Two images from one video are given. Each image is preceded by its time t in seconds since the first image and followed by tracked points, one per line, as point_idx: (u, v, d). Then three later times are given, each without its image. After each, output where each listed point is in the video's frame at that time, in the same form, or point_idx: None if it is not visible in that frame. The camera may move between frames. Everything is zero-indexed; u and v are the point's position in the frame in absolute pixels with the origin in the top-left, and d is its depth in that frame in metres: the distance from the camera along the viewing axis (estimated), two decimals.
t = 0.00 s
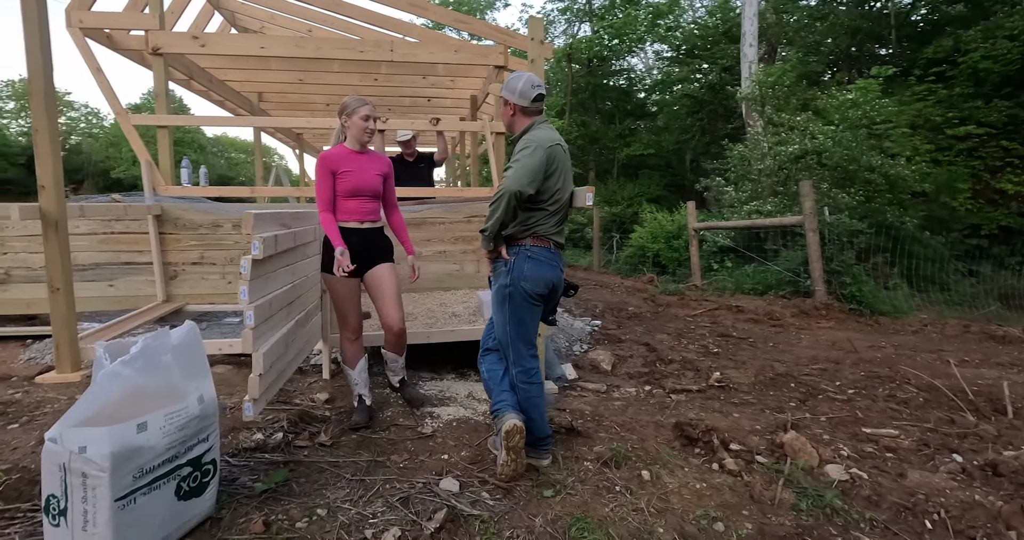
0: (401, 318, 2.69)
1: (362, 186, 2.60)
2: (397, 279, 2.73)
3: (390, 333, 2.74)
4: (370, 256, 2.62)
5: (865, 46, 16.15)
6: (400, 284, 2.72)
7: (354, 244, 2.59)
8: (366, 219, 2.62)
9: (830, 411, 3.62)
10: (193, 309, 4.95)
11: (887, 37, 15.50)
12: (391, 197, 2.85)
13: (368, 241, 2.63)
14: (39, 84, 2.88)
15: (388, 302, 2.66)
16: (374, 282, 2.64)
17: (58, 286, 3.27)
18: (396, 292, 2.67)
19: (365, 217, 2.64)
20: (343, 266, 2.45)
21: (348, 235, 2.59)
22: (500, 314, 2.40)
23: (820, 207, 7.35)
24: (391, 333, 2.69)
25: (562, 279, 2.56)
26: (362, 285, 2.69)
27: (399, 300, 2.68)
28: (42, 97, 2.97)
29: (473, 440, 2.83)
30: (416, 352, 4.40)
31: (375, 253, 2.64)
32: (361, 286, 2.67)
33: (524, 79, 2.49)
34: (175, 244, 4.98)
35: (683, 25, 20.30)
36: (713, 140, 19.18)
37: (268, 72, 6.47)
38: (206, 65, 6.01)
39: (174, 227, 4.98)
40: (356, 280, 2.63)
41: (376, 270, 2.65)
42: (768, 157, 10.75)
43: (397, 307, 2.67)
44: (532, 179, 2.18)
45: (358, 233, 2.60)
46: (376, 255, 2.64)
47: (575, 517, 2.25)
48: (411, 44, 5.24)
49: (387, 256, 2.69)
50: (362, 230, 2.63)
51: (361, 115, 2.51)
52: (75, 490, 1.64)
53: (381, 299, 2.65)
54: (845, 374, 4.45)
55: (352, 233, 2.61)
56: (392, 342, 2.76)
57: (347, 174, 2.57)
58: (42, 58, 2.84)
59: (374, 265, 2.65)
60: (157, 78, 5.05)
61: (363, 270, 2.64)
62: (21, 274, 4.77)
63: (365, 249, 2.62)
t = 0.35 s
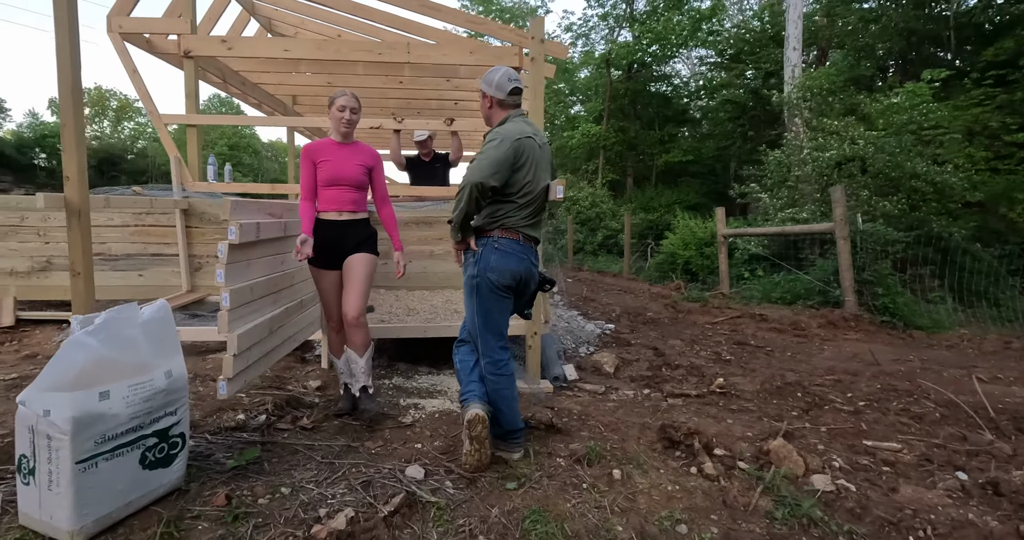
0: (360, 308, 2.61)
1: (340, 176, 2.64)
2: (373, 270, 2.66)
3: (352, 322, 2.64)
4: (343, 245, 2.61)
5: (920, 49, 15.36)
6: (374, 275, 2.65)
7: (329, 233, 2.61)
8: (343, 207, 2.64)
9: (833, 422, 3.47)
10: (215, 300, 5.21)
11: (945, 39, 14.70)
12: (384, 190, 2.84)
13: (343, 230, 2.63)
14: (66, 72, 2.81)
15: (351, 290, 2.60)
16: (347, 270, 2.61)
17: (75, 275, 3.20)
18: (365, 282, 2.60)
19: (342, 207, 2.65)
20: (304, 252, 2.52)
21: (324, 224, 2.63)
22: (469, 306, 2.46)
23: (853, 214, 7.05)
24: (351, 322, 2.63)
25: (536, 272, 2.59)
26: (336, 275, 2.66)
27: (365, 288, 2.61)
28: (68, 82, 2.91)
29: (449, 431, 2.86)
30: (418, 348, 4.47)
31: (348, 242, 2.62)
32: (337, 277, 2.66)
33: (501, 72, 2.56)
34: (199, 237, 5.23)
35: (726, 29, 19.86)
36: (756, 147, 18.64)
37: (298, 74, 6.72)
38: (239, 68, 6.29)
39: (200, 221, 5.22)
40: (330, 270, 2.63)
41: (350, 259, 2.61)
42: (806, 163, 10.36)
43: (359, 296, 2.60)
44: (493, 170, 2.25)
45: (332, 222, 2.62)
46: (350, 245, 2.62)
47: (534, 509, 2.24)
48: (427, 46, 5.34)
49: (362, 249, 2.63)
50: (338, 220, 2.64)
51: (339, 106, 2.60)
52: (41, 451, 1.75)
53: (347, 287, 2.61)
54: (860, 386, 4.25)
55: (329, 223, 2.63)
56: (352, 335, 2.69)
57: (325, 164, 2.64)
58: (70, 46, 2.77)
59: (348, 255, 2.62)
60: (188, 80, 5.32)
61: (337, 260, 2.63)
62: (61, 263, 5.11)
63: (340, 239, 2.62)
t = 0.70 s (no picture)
0: (367, 322, 2.56)
1: (347, 183, 2.57)
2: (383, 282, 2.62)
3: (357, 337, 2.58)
4: (346, 256, 2.53)
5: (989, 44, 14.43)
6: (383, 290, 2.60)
7: (331, 242, 2.55)
8: (348, 216, 2.57)
9: (868, 441, 3.26)
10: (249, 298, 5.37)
11: (1016, 33, 13.78)
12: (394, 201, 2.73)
13: (347, 241, 2.55)
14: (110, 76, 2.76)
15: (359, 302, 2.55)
16: (352, 283, 2.55)
17: (113, 273, 3.24)
18: (372, 296, 2.56)
19: (347, 215, 2.58)
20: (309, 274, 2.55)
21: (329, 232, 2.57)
22: (476, 310, 2.42)
23: (905, 220, 6.66)
24: (355, 337, 2.57)
25: (548, 277, 2.52)
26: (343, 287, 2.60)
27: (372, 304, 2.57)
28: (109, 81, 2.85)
29: (458, 436, 2.83)
30: (441, 351, 4.48)
31: (352, 253, 2.54)
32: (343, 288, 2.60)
33: (518, 74, 2.51)
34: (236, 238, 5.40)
35: (777, 27, 19.20)
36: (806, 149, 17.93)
37: (335, 79, 6.88)
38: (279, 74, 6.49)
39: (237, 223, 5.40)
40: (335, 280, 2.57)
41: (355, 271, 2.55)
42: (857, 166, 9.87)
43: (364, 311, 2.55)
44: (494, 172, 2.23)
45: (336, 230, 2.56)
46: (354, 256, 2.53)
47: (535, 521, 2.18)
48: (457, 49, 5.34)
49: (366, 262, 2.55)
50: (343, 229, 2.57)
51: (350, 110, 2.54)
52: (52, 443, 1.82)
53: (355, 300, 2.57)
54: (903, 403, 3.99)
55: (334, 231, 2.58)
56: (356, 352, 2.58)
57: (334, 170, 2.59)
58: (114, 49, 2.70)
59: (352, 267, 2.55)
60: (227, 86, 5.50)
61: (341, 271, 2.56)
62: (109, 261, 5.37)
63: (343, 249, 2.54)
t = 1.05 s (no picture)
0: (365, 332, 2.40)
1: (335, 179, 2.38)
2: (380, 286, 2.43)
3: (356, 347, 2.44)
4: (338, 257, 2.39)
5: None
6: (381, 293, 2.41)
7: (323, 242, 2.41)
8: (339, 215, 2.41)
9: (899, 455, 3.06)
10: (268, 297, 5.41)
11: None
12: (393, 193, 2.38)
13: (338, 241, 2.39)
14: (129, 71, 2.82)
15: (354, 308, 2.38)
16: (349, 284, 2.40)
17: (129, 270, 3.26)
18: (370, 300, 2.39)
19: (338, 215, 2.41)
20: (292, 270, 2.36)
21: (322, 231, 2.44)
22: (475, 310, 2.34)
23: (945, 222, 6.33)
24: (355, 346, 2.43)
25: (551, 276, 2.43)
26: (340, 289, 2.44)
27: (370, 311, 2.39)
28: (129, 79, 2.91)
29: (461, 439, 2.75)
30: (454, 352, 4.42)
31: (343, 255, 2.39)
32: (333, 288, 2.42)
33: (531, 66, 2.39)
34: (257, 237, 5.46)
35: (812, 25, 18.67)
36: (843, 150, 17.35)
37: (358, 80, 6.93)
38: (303, 75, 6.57)
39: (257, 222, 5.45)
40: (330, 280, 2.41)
41: (350, 272, 2.40)
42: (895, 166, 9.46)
43: (364, 324, 2.38)
44: (494, 165, 2.15)
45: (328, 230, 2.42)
46: (346, 256, 2.39)
47: (532, 531, 2.09)
48: (475, 48, 5.29)
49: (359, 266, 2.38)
50: (335, 228, 2.41)
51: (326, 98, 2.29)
52: (42, 437, 1.81)
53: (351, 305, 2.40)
54: (939, 416, 3.75)
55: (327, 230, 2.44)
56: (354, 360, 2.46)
57: (322, 164, 2.40)
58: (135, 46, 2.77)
59: (348, 269, 2.40)
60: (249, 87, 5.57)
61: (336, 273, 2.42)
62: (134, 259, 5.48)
63: (334, 250, 2.39)
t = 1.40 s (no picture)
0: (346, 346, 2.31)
1: (300, 176, 2.18)
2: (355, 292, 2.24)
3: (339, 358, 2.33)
4: (305, 261, 2.17)
5: None
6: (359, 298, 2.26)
7: (289, 245, 2.19)
8: (304, 214, 2.23)
9: (910, 462, 2.96)
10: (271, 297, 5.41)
11: None
12: (361, 188, 2.17)
13: (305, 244, 2.19)
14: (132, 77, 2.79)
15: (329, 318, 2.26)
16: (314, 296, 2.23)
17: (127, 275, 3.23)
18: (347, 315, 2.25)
19: (305, 215, 2.22)
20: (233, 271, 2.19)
21: (288, 233, 2.24)
22: (469, 312, 2.31)
23: (960, 221, 6.18)
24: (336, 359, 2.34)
25: (546, 278, 2.39)
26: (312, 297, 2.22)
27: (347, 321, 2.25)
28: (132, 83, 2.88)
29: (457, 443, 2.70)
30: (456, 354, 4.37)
31: (311, 260, 2.17)
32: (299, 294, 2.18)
33: (531, 62, 2.35)
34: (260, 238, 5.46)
35: (824, 23, 18.43)
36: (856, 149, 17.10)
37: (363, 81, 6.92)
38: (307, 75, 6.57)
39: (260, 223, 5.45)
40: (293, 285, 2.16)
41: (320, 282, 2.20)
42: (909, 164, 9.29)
43: (339, 333, 2.24)
44: (487, 162, 2.12)
45: (294, 232, 2.23)
46: (313, 261, 2.17)
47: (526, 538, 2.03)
48: (478, 46, 5.23)
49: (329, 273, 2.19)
50: (303, 229, 2.23)
51: (277, 92, 2.08)
52: (27, 441, 1.79)
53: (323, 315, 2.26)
54: (953, 421, 3.64)
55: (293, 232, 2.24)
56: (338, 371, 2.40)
57: (286, 161, 2.20)
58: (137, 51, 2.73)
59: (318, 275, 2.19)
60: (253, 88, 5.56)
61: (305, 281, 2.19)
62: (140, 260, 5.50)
63: (302, 255, 2.18)
